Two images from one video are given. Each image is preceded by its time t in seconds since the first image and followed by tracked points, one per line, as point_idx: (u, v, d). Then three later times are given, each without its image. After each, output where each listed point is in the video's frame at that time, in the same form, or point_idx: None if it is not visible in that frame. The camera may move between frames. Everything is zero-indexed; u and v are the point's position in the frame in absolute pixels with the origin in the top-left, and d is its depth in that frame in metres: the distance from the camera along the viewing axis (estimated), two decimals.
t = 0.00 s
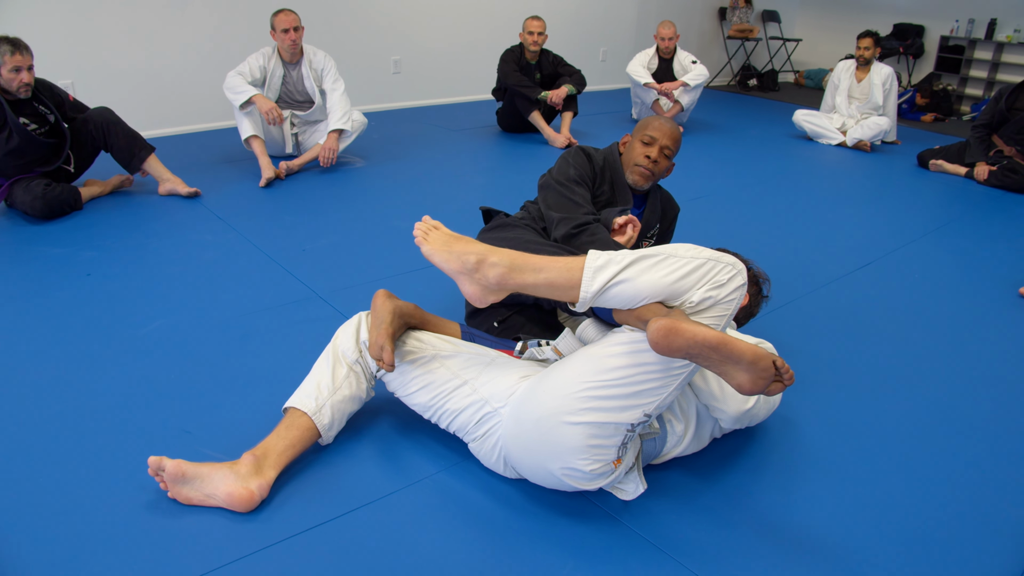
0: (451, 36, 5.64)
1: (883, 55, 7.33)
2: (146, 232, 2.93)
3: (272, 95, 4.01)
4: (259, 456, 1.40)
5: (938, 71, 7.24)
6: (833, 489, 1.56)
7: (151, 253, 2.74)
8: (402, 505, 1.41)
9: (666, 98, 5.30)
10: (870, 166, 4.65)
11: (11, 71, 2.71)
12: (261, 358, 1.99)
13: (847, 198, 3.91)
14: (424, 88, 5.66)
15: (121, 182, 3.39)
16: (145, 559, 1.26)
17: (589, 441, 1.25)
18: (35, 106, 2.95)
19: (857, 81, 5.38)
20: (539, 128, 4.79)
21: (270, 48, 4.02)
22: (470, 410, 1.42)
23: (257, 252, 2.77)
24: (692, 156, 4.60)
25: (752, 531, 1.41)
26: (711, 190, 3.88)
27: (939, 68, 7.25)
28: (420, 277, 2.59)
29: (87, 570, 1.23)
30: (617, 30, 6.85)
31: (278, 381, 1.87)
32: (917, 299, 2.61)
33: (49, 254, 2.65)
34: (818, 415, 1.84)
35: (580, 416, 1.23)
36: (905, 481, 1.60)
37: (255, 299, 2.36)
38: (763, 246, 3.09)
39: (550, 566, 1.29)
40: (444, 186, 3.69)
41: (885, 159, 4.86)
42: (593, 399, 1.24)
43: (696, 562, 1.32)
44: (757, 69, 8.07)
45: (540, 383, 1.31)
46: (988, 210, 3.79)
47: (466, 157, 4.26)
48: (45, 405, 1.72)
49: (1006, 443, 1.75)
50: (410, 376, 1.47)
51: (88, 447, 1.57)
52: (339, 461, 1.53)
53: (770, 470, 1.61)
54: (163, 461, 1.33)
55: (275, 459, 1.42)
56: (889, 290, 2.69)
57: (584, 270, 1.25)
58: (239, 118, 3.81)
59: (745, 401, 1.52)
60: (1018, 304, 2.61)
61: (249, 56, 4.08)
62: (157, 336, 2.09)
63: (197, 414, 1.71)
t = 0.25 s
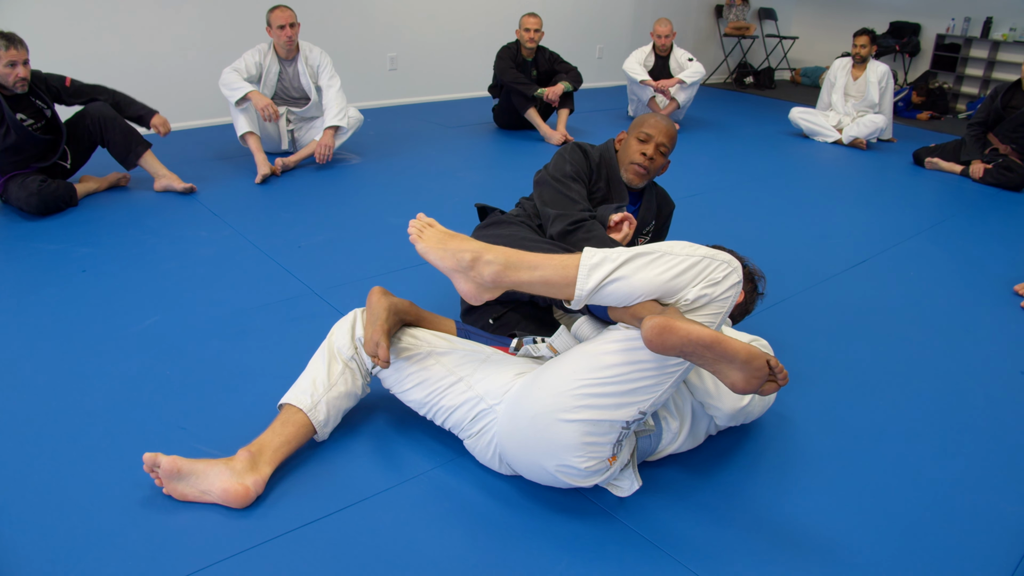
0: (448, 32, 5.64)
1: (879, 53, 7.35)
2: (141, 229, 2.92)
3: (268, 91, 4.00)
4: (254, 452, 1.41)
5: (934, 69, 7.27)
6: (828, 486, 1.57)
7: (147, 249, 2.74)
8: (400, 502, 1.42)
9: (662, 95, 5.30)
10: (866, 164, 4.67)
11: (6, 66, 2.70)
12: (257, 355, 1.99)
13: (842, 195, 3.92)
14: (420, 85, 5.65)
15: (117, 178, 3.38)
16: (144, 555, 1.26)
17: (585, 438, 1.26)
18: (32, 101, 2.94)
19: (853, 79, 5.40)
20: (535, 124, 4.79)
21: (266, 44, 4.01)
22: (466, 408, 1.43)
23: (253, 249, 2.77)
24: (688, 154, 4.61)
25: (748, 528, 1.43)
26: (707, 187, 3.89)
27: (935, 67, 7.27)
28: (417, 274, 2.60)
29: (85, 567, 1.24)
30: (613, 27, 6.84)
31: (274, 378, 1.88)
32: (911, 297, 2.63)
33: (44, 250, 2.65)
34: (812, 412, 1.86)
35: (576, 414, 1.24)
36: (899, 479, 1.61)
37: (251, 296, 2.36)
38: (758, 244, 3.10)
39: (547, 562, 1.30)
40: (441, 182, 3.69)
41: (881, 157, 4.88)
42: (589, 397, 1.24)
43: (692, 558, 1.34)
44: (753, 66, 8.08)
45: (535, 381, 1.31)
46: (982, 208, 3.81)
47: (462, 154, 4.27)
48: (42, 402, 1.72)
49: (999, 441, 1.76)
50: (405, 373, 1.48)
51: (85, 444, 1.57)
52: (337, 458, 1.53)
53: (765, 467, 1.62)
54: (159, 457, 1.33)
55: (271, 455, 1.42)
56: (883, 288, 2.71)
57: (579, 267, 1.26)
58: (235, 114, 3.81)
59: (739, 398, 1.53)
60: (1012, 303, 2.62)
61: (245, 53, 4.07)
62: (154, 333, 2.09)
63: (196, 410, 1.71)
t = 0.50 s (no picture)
0: (445, 27, 5.64)
1: (877, 48, 7.36)
2: (139, 225, 2.93)
3: (265, 87, 4.00)
4: (252, 446, 1.42)
5: (931, 64, 7.28)
6: (821, 479, 1.59)
7: (145, 244, 2.74)
8: (399, 496, 1.44)
9: (659, 90, 5.31)
10: (862, 159, 4.68)
11: (3, 61, 2.70)
12: (256, 351, 2.00)
13: (838, 190, 3.94)
14: (417, 80, 5.64)
15: (114, 174, 3.38)
16: (145, 549, 1.28)
17: (580, 433, 1.28)
18: (29, 97, 2.94)
19: (850, 74, 5.41)
20: (532, 119, 4.79)
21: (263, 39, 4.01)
22: (463, 402, 1.44)
23: (250, 244, 2.78)
24: (685, 149, 4.62)
25: (743, 521, 1.44)
26: (703, 182, 3.90)
27: (932, 62, 7.28)
28: (414, 269, 2.61)
29: (88, 561, 1.25)
30: (611, 22, 6.84)
31: (273, 373, 1.89)
32: (906, 292, 2.65)
33: (42, 246, 2.65)
34: (807, 406, 1.87)
35: (571, 409, 1.26)
36: (892, 473, 1.63)
37: (249, 292, 2.37)
38: (754, 239, 3.12)
39: (545, 556, 1.32)
40: (438, 178, 3.70)
41: (878, 152, 4.89)
42: (583, 393, 1.26)
43: (688, 552, 1.36)
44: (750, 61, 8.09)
45: (531, 376, 1.33)
46: (977, 203, 3.82)
47: (460, 149, 4.27)
48: (41, 397, 1.74)
49: (991, 436, 1.78)
50: (402, 366, 1.49)
51: (86, 439, 1.59)
52: (336, 452, 1.55)
53: (760, 461, 1.64)
54: (157, 452, 1.35)
55: (268, 450, 1.44)
56: (878, 283, 2.72)
57: (574, 262, 1.27)
58: (232, 110, 3.80)
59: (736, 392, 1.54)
60: (1006, 298, 2.64)
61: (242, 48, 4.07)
62: (152, 329, 2.11)
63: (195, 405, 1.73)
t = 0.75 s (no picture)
0: (440, 26, 5.63)
1: (871, 47, 7.38)
2: (133, 224, 2.92)
3: (259, 86, 3.99)
4: (247, 447, 1.42)
5: (926, 63, 7.30)
6: (817, 478, 1.60)
7: (139, 244, 2.73)
8: (396, 496, 1.44)
9: (654, 89, 5.31)
10: (857, 157, 4.69)
11: None
12: (252, 350, 2.00)
13: (833, 188, 3.95)
14: (412, 79, 5.64)
15: (108, 174, 3.37)
16: (142, 551, 1.27)
17: (574, 426, 1.27)
18: (22, 98, 2.91)
19: (845, 73, 5.42)
20: (528, 118, 4.79)
21: (257, 38, 4.00)
22: (457, 401, 1.45)
23: (245, 244, 2.77)
24: (680, 147, 4.62)
25: (740, 520, 1.45)
26: (698, 181, 3.91)
27: (926, 60, 7.31)
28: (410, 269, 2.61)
29: (83, 562, 1.25)
30: (606, 20, 6.85)
31: (268, 373, 1.89)
32: (901, 290, 2.66)
33: (36, 246, 2.64)
34: (802, 405, 1.88)
35: (562, 404, 1.25)
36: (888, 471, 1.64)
37: (244, 291, 2.37)
38: (748, 237, 3.13)
39: (541, 555, 1.32)
40: (434, 177, 3.70)
41: (872, 151, 4.91)
42: (573, 388, 1.25)
43: (685, 550, 1.36)
44: (744, 60, 8.10)
45: (521, 373, 1.33)
46: (972, 201, 3.84)
47: (455, 148, 4.27)
48: (35, 398, 1.73)
49: (985, 434, 1.79)
50: (396, 366, 1.49)
51: (80, 440, 1.58)
52: (333, 452, 1.55)
53: (756, 459, 1.65)
54: (152, 452, 1.34)
55: (263, 450, 1.43)
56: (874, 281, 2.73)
57: (556, 259, 1.27)
58: (226, 109, 3.79)
59: (730, 387, 1.54)
60: (1000, 295, 2.65)
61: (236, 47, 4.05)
62: (147, 328, 2.10)
63: (191, 406, 1.72)
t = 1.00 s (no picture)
0: (436, 24, 5.63)
1: (867, 45, 7.40)
2: (129, 222, 2.93)
3: (255, 84, 3.99)
4: (240, 445, 1.44)
5: (922, 60, 7.32)
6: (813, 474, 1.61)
7: (136, 243, 2.74)
8: (394, 493, 1.45)
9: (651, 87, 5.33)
10: (853, 155, 4.71)
11: None
12: (250, 348, 2.01)
13: (829, 186, 3.97)
14: (409, 77, 5.64)
15: (104, 172, 3.37)
16: (141, 549, 1.28)
17: (569, 401, 1.26)
18: (17, 97, 2.91)
19: (841, 70, 5.44)
20: (524, 116, 4.79)
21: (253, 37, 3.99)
22: (451, 398, 1.48)
23: (242, 242, 2.77)
24: (676, 145, 4.63)
25: (736, 516, 1.46)
26: (695, 178, 3.92)
27: (922, 58, 7.32)
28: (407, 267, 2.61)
29: (83, 561, 1.26)
30: (602, 18, 6.86)
31: (266, 370, 1.89)
32: (896, 287, 2.67)
33: (32, 245, 2.64)
34: (797, 401, 1.90)
35: (554, 378, 1.26)
36: (883, 467, 1.65)
37: (241, 289, 2.37)
38: (744, 235, 3.14)
39: (539, 551, 1.33)
40: (431, 175, 3.70)
41: (868, 148, 4.93)
42: (564, 361, 1.26)
43: (682, 546, 1.37)
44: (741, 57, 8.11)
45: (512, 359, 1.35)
46: (967, 199, 3.86)
47: (452, 147, 4.27)
48: (33, 396, 1.74)
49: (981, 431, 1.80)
50: (387, 373, 1.55)
51: (78, 439, 1.58)
52: (332, 450, 1.55)
53: (751, 455, 1.66)
54: (144, 451, 1.36)
55: (256, 449, 1.45)
56: (868, 278, 2.75)
57: (532, 239, 1.30)
58: (223, 107, 3.79)
59: (722, 378, 1.52)
60: (995, 293, 2.66)
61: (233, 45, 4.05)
62: (144, 327, 2.11)
63: (189, 404, 1.73)
